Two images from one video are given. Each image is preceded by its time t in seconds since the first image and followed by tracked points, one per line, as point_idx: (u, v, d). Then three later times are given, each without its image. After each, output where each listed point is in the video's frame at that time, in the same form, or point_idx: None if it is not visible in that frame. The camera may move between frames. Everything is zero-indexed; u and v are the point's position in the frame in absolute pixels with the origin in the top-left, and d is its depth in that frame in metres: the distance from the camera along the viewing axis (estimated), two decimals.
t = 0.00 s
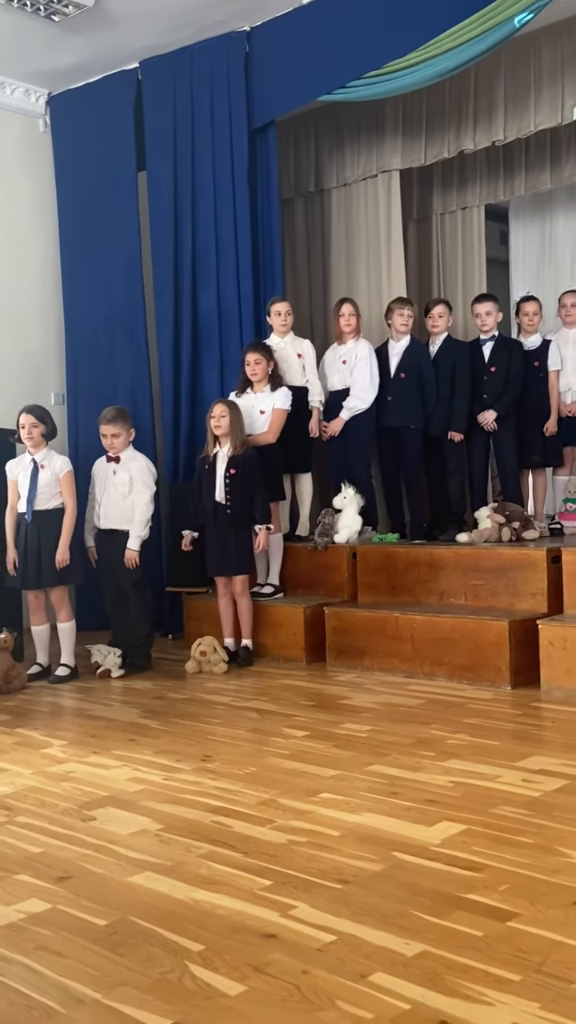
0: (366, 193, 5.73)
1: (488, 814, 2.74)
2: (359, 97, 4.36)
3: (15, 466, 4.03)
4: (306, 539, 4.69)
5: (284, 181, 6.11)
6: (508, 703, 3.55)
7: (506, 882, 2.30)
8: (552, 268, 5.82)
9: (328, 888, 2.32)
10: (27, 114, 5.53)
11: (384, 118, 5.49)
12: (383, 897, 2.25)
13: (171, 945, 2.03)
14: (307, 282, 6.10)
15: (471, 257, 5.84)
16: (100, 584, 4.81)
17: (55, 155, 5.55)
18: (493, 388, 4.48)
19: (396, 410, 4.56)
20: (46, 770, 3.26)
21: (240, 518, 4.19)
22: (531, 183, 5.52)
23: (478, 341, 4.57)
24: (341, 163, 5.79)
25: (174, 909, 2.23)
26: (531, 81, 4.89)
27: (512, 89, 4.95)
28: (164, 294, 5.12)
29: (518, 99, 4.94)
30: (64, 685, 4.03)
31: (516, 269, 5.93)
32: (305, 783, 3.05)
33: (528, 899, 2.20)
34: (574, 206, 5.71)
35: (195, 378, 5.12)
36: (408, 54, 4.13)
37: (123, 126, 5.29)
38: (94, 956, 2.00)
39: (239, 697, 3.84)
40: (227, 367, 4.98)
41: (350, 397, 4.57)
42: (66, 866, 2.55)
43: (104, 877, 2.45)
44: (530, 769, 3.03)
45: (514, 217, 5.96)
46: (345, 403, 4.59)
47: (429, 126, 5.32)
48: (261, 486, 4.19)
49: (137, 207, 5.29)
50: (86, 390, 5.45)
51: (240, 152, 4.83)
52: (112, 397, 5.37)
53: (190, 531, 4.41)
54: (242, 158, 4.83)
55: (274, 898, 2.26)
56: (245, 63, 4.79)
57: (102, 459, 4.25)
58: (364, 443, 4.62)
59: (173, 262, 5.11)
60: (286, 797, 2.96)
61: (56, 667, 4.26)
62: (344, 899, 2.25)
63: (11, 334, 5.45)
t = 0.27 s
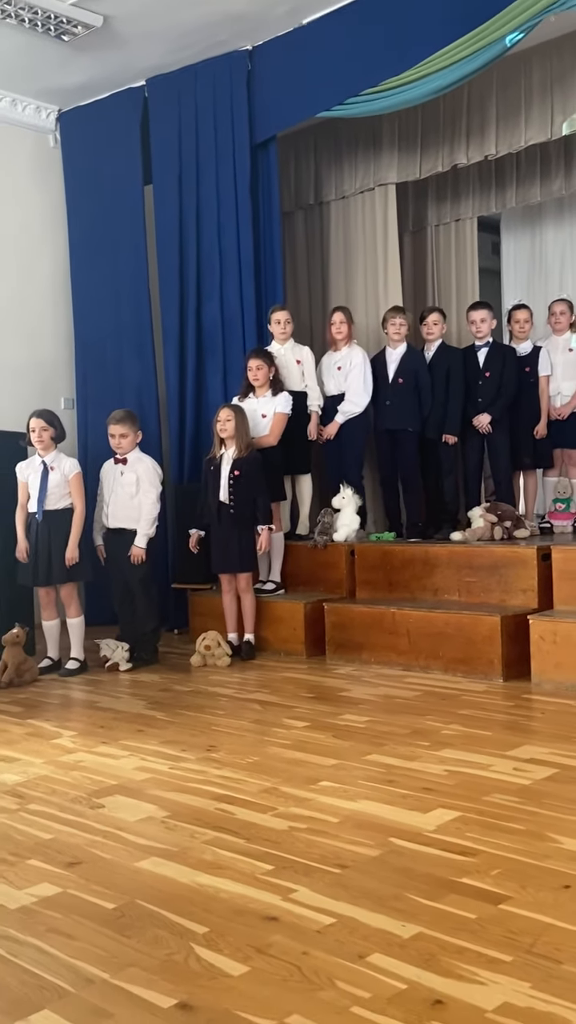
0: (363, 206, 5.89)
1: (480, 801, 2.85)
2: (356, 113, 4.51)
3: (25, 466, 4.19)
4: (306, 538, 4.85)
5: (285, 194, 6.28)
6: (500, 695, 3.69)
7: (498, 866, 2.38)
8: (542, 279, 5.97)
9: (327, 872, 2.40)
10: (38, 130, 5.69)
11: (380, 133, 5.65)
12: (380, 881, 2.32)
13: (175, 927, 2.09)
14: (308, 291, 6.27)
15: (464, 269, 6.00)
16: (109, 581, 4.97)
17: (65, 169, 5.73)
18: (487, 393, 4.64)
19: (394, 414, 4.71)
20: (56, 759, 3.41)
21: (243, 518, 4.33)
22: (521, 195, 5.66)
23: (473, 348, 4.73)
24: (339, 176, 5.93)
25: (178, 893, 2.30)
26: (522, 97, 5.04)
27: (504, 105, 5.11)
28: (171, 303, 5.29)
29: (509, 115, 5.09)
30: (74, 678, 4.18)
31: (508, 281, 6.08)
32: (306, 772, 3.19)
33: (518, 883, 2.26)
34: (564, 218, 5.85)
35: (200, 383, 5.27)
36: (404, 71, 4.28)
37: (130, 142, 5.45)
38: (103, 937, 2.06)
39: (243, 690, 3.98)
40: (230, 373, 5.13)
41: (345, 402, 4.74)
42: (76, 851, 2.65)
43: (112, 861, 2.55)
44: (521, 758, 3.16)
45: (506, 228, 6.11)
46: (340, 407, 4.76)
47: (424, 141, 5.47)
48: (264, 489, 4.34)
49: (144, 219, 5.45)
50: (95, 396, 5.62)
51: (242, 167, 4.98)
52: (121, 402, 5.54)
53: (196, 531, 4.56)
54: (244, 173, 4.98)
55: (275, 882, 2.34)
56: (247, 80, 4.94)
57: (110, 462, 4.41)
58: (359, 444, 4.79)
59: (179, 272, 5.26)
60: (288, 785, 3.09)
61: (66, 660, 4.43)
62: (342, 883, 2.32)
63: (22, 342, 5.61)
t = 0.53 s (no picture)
0: (364, 213, 5.98)
1: (478, 794, 2.94)
2: (356, 122, 4.59)
3: (34, 467, 4.29)
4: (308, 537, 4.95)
5: (288, 201, 6.38)
6: (498, 691, 3.79)
7: (497, 858, 2.47)
8: (539, 283, 6.07)
9: (330, 864, 2.49)
10: (47, 140, 5.79)
11: (380, 141, 5.74)
12: (381, 873, 2.41)
13: (182, 918, 2.18)
14: (310, 297, 6.37)
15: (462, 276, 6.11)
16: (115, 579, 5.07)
17: (73, 177, 5.83)
18: (487, 395, 4.73)
19: (394, 417, 4.79)
20: (66, 753, 3.50)
21: (247, 518, 4.43)
22: (519, 202, 5.74)
23: (474, 352, 4.82)
24: (341, 184, 6.04)
25: (186, 885, 2.39)
26: (519, 106, 5.12)
27: (501, 114, 5.20)
28: (176, 309, 5.39)
29: (507, 123, 5.18)
30: (82, 674, 4.28)
31: (505, 287, 6.18)
32: (309, 766, 3.28)
33: (517, 875, 2.35)
34: (560, 224, 5.94)
35: (205, 387, 5.37)
36: (404, 82, 4.36)
37: (136, 151, 5.55)
38: (111, 928, 2.15)
39: (247, 685, 4.09)
40: (234, 376, 5.22)
41: (347, 405, 4.82)
42: (85, 844, 2.74)
43: (121, 853, 2.64)
44: (519, 752, 3.25)
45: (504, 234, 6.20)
46: (342, 410, 4.84)
47: (424, 149, 5.56)
48: (268, 489, 4.42)
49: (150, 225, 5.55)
50: (103, 398, 5.73)
51: (245, 175, 5.07)
52: (127, 405, 5.65)
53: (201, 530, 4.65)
54: (248, 180, 5.07)
55: (280, 874, 2.43)
56: (250, 90, 5.04)
57: (117, 464, 4.51)
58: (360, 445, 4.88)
59: (184, 279, 5.36)
60: (291, 779, 3.18)
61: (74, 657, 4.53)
62: (345, 874, 2.42)
63: (31, 346, 5.71)
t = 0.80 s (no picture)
0: (366, 224, 6.13)
1: (477, 785, 3.08)
2: (358, 139, 4.73)
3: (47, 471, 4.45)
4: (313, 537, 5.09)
5: (292, 213, 6.54)
6: (495, 685, 3.94)
7: (495, 847, 2.60)
8: (534, 291, 6.21)
9: (333, 852, 2.63)
10: (60, 155, 5.94)
11: (381, 154, 5.89)
12: (383, 861, 2.55)
13: (192, 905, 2.31)
14: (313, 305, 6.52)
15: (462, 284, 6.25)
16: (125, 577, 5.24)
17: (88, 193, 5.98)
18: (486, 399, 4.87)
19: (394, 421, 4.93)
20: (80, 744, 3.66)
21: (254, 517, 4.57)
22: (515, 214, 5.86)
23: (474, 357, 4.98)
24: (342, 196, 6.20)
25: (195, 872, 2.53)
26: (515, 120, 5.27)
27: (498, 131, 5.34)
28: (184, 314, 5.55)
29: (503, 137, 5.32)
30: (94, 667, 4.44)
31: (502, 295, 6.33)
32: (313, 757, 3.43)
33: (514, 863, 2.48)
34: (555, 234, 6.09)
35: (213, 392, 5.52)
36: (404, 100, 4.49)
37: (147, 165, 5.72)
38: (121, 913, 2.29)
39: (254, 679, 4.24)
40: (240, 383, 5.37)
41: (350, 410, 4.96)
42: (97, 832, 2.89)
43: (133, 841, 2.78)
44: (516, 744, 3.40)
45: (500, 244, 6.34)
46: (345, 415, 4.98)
47: (423, 162, 5.70)
48: (274, 491, 4.57)
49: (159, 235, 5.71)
50: (115, 404, 5.89)
51: (251, 188, 5.22)
52: (138, 410, 5.82)
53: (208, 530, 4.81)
54: (253, 192, 5.22)
55: (285, 862, 2.57)
56: (256, 110, 5.19)
57: (129, 467, 4.66)
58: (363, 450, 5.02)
59: (193, 289, 5.52)
60: (295, 770, 3.33)
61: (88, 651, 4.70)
62: (348, 862, 2.56)
63: (46, 354, 5.85)
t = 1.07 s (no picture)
0: (369, 236, 6.30)
1: (476, 776, 3.23)
2: (361, 154, 4.89)
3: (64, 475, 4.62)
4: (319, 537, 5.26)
5: (297, 224, 6.72)
6: (494, 678, 4.10)
7: (494, 835, 2.72)
8: (531, 301, 6.37)
9: (338, 839, 2.77)
10: (76, 170, 6.13)
11: (384, 169, 6.06)
12: (387, 845, 2.68)
13: (203, 890, 2.40)
14: (317, 314, 6.70)
15: (462, 291, 6.40)
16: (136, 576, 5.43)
17: (101, 207, 6.17)
18: (485, 404, 5.04)
19: (395, 425, 5.09)
20: (96, 736, 3.82)
21: (263, 518, 4.73)
22: (513, 225, 6.01)
23: (473, 363, 5.14)
24: (346, 209, 6.37)
25: (206, 857, 2.67)
26: (513, 137, 5.44)
27: (496, 147, 5.51)
28: (195, 319, 5.72)
29: (501, 152, 5.49)
30: (108, 663, 4.61)
31: (500, 304, 6.48)
32: (319, 748, 3.58)
33: (514, 851, 2.59)
34: (552, 244, 6.26)
35: (222, 398, 5.69)
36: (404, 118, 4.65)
37: (158, 182, 5.92)
38: (134, 896, 2.39)
39: (262, 673, 4.41)
40: (249, 389, 5.54)
41: (354, 414, 5.11)
42: (113, 820, 3.03)
43: (146, 829, 2.93)
44: (514, 737, 3.55)
45: (498, 256, 6.50)
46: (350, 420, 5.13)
47: (424, 175, 5.86)
48: (282, 492, 4.73)
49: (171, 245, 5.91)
50: (128, 409, 6.06)
51: (259, 203, 5.38)
52: (150, 413, 6.00)
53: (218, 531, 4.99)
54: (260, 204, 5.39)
55: (293, 847, 2.71)
56: (262, 127, 5.36)
57: (141, 471, 4.83)
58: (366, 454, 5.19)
59: (202, 299, 5.69)
60: (302, 761, 3.49)
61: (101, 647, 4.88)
62: (353, 847, 2.69)
63: (60, 360, 6.02)
